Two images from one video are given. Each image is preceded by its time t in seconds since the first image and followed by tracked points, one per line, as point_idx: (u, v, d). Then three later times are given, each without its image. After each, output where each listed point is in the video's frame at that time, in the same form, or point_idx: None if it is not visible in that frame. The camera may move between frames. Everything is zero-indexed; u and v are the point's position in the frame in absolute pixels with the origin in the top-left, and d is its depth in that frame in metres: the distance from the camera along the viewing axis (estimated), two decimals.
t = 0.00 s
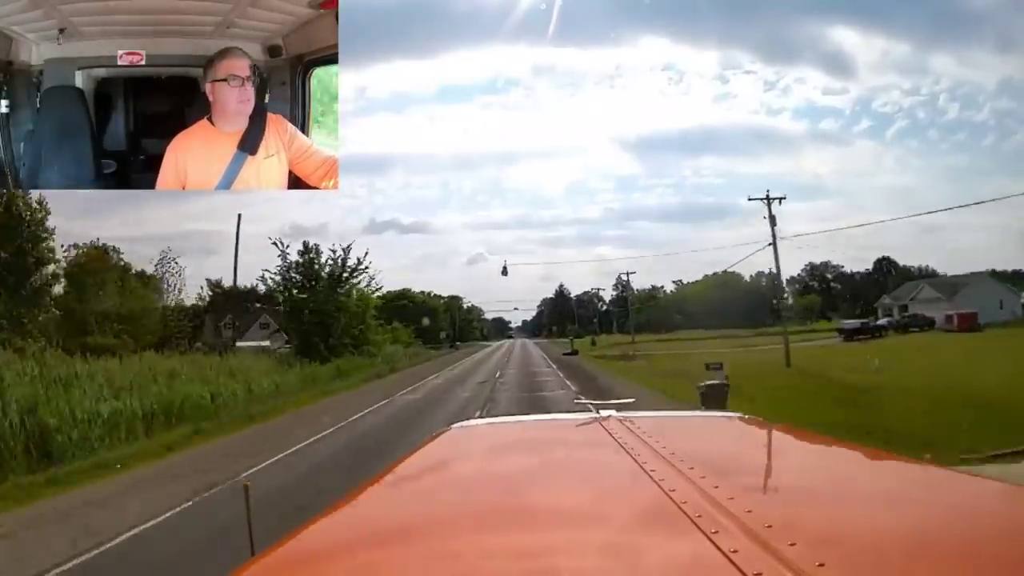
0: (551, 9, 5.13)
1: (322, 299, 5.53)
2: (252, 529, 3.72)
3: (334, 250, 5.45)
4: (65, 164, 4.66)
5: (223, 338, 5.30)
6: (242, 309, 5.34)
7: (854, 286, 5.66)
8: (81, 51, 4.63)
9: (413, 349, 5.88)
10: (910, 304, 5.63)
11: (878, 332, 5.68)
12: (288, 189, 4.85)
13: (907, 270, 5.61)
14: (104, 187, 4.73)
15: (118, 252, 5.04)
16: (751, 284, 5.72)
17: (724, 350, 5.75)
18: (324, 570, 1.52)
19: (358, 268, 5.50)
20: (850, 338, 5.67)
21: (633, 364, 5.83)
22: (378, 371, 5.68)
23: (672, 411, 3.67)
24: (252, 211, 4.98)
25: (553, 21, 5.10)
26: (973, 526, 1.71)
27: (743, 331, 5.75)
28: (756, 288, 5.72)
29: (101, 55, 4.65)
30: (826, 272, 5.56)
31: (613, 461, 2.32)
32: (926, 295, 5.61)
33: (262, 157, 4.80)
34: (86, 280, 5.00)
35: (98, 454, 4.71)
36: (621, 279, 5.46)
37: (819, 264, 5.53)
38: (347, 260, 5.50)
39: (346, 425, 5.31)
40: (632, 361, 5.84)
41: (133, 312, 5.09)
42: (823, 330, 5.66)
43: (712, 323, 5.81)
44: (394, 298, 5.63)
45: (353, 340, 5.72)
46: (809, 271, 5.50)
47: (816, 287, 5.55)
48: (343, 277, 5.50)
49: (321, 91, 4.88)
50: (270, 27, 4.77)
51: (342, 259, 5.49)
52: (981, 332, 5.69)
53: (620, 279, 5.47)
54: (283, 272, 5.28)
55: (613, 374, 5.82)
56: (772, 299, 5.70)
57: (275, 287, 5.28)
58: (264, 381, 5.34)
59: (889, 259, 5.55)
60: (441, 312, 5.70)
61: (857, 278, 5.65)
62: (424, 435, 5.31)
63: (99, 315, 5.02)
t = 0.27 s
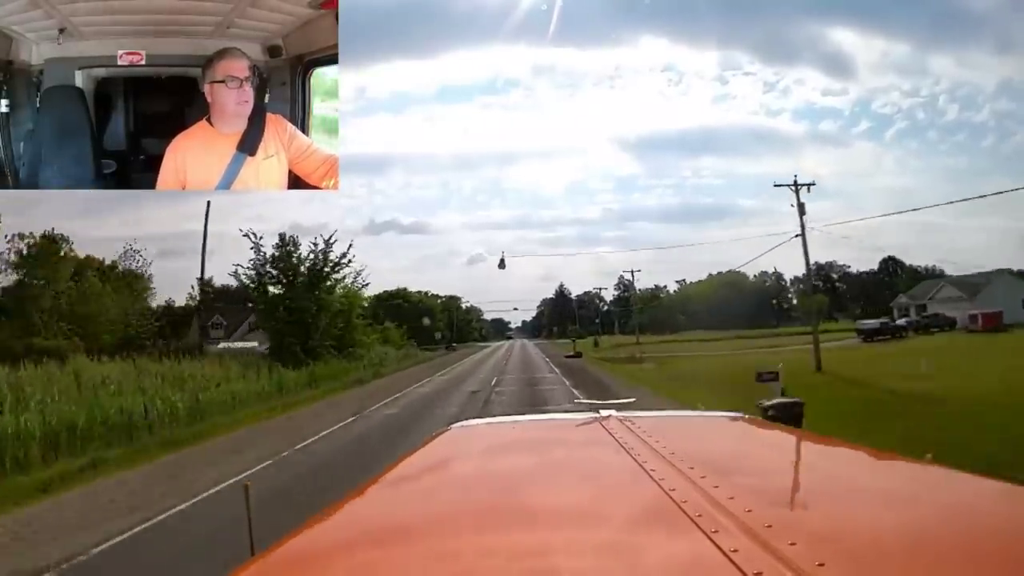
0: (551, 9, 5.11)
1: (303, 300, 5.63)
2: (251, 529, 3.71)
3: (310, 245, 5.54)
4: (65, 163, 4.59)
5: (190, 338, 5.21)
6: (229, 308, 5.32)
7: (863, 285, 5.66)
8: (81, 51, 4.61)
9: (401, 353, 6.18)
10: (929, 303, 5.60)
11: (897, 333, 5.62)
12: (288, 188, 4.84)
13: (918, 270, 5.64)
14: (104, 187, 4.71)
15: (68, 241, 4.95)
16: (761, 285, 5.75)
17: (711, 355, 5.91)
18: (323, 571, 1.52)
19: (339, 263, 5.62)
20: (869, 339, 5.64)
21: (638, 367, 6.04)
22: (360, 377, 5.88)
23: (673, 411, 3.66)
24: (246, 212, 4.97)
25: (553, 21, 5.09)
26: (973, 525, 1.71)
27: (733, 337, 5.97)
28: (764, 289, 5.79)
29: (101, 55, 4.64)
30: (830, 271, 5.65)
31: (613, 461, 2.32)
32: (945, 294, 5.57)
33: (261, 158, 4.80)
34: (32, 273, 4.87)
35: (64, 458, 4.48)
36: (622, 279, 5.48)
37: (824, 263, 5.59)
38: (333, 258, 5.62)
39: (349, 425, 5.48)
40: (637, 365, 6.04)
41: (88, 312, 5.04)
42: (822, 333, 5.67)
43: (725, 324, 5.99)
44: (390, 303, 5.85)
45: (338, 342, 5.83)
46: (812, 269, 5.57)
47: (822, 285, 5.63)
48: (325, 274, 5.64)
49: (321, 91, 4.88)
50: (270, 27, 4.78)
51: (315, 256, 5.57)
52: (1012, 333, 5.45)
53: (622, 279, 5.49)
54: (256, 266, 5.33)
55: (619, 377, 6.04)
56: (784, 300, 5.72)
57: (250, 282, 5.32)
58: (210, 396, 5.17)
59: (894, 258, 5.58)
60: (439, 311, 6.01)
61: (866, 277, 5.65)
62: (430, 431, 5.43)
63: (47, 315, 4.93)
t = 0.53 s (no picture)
0: (551, 9, 5.07)
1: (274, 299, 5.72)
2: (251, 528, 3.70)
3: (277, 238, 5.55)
4: (65, 163, 4.58)
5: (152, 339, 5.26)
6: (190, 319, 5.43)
7: (871, 283, 5.70)
8: (81, 50, 4.61)
9: (390, 354, 6.13)
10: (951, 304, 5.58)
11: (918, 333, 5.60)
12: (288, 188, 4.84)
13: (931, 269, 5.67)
14: (104, 187, 4.72)
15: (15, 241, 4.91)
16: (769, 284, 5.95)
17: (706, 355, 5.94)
18: (323, 570, 1.52)
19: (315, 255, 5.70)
20: (891, 339, 5.62)
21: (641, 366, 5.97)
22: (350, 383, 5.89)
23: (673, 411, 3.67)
24: (250, 210, 5.33)
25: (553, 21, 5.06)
26: (974, 526, 1.71)
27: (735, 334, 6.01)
28: (766, 286, 5.96)
29: (101, 55, 4.64)
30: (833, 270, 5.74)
31: (612, 461, 2.33)
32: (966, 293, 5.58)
33: (261, 157, 4.78)
34: None
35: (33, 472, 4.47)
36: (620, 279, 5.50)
37: (827, 262, 5.71)
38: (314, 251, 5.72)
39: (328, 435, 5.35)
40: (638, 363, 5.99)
41: (36, 309, 4.99)
42: (834, 332, 5.72)
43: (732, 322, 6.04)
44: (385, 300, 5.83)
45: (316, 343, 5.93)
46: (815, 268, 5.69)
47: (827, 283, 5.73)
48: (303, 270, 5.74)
49: (321, 90, 4.88)
50: (270, 27, 4.78)
51: (288, 247, 5.67)
52: None
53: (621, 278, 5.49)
54: (224, 258, 5.45)
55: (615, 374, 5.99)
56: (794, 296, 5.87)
57: (217, 275, 5.44)
58: (162, 401, 5.13)
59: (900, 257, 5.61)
60: (435, 310, 5.83)
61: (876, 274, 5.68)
62: (417, 440, 5.38)
63: None
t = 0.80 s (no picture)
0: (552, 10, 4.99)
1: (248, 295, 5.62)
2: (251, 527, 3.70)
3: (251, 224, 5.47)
4: (65, 163, 4.58)
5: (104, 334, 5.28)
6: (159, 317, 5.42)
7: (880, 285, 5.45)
8: (81, 50, 4.60)
9: (380, 356, 5.98)
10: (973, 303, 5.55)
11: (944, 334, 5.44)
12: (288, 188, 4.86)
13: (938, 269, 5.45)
14: (104, 187, 4.72)
15: None
16: (774, 283, 5.75)
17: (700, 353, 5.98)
18: (322, 571, 1.53)
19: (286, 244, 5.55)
20: (914, 340, 5.44)
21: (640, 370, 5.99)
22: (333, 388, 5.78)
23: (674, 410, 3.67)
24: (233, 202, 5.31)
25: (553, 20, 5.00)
26: (975, 526, 1.70)
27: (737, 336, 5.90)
28: (770, 287, 5.76)
29: (101, 55, 4.62)
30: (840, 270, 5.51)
31: (612, 462, 2.33)
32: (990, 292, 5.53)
33: (261, 158, 4.80)
34: None
35: None
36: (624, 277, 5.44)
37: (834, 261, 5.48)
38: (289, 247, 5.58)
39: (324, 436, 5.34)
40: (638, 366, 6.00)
41: None
42: (851, 332, 5.55)
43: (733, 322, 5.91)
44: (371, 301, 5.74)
45: (292, 343, 5.81)
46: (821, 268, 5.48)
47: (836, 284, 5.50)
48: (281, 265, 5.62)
49: (321, 90, 4.87)
50: (270, 27, 4.77)
51: (258, 237, 5.51)
52: None
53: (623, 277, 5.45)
54: (187, 246, 5.37)
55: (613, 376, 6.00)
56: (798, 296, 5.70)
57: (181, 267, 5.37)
58: (103, 412, 5.05)
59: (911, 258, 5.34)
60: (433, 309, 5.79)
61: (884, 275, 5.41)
62: (415, 441, 5.37)
63: None
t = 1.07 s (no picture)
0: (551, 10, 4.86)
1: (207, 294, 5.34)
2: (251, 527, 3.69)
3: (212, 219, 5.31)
4: (65, 163, 4.58)
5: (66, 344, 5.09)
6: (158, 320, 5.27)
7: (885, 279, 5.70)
8: (81, 50, 4.57)
9: (369, 358, 5.94)
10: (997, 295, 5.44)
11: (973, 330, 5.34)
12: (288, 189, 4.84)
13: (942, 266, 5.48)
14: (104, 187, 4.71)
15: None
16: (783, 281, 5.92)
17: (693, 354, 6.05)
18: (324, 571, 1.53)
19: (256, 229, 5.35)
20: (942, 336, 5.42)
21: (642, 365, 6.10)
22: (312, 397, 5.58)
23: (673, 410, 3.67)
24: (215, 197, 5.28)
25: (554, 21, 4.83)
26: (975, 526, 1.70)
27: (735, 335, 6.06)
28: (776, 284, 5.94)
29: (101, 55, 4.60)
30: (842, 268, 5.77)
31: (612, 462, 2.34)
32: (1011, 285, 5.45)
33: (262, 160, 4.80)
34: None
35: None
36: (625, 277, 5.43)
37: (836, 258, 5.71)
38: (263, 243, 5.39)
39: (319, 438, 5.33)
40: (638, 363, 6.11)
41: None
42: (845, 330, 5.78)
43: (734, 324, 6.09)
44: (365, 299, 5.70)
45: (265, 345, 5.48)
46: (827, 266, 5.73)
47: (842, 281, 5.75)
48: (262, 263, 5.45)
49: (320, 90, 4.86)
50: (270, 27, 4.76)
51: (220, 226, 5.32)
52: None
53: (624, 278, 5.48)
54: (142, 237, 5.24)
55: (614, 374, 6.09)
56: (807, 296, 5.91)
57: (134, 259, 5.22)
58: (32, 428, 4.66)
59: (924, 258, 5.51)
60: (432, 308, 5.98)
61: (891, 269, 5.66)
62: (415, 441, 5.39)
63: None
